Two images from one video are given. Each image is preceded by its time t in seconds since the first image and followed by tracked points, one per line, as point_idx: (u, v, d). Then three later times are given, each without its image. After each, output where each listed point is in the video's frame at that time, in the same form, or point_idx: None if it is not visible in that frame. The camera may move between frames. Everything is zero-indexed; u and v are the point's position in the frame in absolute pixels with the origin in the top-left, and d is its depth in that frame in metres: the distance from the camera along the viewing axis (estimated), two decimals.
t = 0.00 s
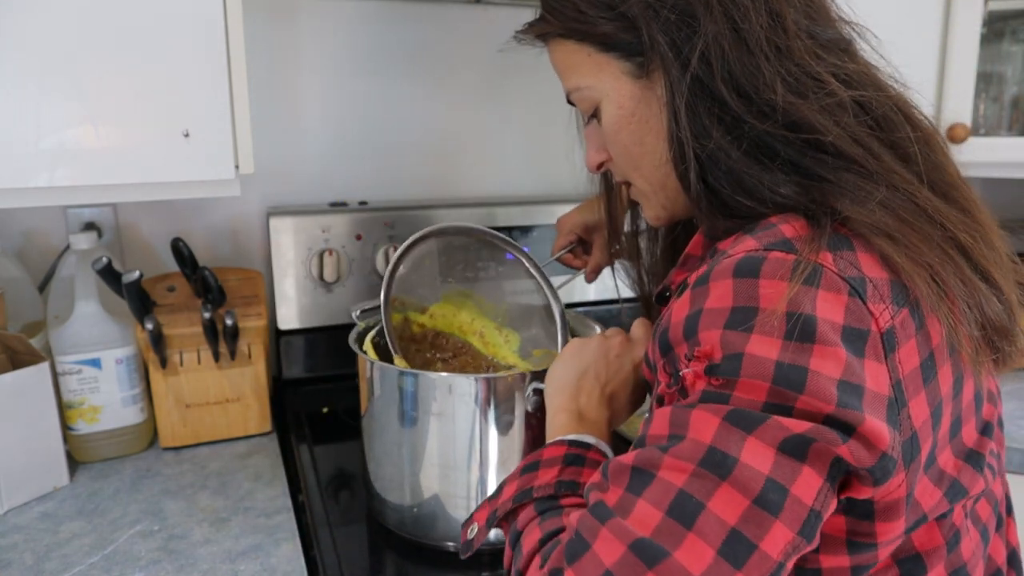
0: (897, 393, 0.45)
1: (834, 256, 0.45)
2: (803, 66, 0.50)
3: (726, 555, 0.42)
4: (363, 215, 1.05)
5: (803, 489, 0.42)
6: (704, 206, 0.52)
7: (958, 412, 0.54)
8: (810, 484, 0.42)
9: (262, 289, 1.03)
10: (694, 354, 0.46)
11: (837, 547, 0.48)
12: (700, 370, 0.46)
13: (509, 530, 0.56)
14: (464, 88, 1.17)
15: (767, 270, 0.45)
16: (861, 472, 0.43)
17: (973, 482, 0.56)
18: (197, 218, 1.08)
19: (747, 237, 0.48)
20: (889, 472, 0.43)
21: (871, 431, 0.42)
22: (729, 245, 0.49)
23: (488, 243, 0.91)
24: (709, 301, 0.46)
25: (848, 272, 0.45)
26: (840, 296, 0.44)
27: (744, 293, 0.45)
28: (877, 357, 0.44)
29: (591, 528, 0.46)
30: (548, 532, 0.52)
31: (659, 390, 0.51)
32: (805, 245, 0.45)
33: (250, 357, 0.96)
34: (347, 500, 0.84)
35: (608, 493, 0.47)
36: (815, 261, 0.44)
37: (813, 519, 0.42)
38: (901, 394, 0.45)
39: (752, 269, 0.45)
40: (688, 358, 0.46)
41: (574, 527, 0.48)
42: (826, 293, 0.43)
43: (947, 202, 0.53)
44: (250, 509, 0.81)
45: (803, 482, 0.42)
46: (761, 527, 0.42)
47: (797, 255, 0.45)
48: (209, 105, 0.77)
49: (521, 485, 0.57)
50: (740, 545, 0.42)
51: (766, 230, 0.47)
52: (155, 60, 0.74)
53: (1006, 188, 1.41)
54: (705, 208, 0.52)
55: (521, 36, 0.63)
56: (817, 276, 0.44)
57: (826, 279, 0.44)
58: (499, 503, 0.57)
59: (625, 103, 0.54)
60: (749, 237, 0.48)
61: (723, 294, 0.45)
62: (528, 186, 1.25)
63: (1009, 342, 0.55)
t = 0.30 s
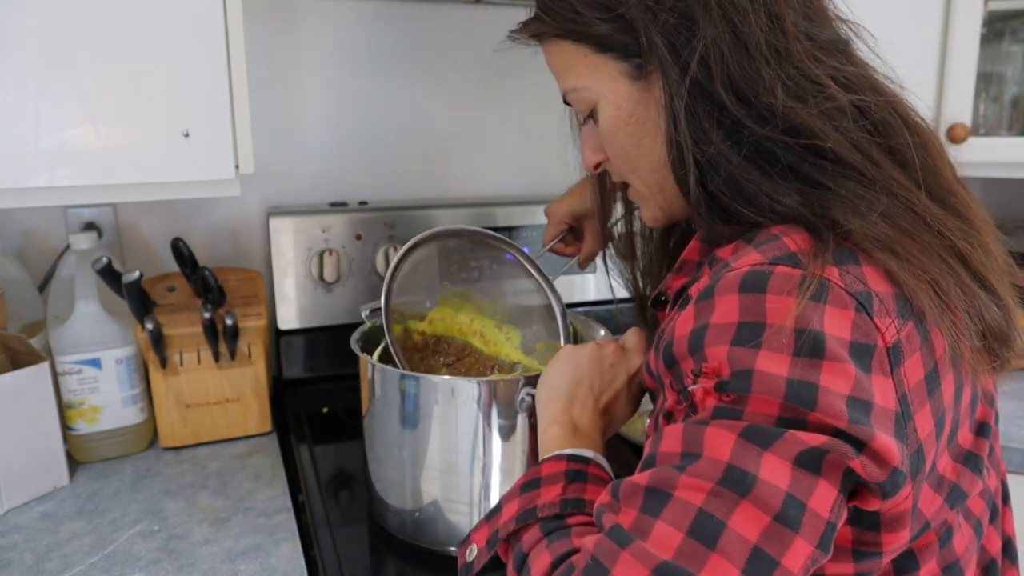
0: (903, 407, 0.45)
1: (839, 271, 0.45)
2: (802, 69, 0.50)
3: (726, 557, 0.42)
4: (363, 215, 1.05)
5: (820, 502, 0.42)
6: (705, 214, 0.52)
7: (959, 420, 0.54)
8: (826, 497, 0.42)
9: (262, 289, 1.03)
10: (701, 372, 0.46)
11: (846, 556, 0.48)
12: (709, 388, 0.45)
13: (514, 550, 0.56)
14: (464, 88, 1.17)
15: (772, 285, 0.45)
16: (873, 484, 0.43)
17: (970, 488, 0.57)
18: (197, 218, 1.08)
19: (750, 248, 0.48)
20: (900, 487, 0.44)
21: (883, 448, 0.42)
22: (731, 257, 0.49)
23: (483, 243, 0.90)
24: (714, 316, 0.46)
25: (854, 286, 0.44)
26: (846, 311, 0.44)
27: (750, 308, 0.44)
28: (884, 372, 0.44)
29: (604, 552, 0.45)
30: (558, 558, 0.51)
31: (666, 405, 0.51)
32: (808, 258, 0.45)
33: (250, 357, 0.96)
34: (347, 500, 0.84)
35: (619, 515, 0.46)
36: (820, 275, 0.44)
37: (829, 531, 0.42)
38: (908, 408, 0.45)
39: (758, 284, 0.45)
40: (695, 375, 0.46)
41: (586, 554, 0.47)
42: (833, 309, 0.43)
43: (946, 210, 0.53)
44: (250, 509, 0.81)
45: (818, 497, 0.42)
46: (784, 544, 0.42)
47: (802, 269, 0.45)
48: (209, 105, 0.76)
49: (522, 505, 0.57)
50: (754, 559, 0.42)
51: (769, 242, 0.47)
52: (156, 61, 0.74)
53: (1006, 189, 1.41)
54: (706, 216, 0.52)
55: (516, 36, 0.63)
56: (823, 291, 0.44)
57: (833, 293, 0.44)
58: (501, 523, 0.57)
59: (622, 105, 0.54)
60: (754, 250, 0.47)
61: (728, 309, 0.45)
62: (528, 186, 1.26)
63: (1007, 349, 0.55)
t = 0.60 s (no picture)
0: (911, 419, 0.44)
1: (848, 280, 0.45)
2: (811, 66, 0.50)
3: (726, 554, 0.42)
4: (363, 215, 1.05)
5: (831, 513, 0.42)
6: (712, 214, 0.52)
7: (963, 428, 0.54)
8: (836, 507, 0.42)
9: (262, 289, 1.03)
10: (709, 382, 0.46)
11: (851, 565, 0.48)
12: (717, 399, 0.45)
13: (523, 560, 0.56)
14: (464, 88, 1.17)
15: (781, 296, 0.44)
16: (882, 496, 0.43)
17: (976, 494, 0.58)
18: (197, 218, 1.08)
19: (755, 255, 0.48)
20: (908, 499, 0.43)
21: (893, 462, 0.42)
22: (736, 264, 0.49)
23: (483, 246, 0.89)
24: (720, 326, 0.46)
25: (863, 297, 0.44)
26: (855, 322, 0.43)
27: (756, 318, 0.45)
28: (892, 384, 0.44)
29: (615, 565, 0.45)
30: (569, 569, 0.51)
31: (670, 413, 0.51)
32: (817, 267, 0.45)
33: (251, 357, 0.96)
34: (347, 500, 0.84)
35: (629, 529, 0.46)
36: (828, 285, 0.44)
37: (841, 541, 0.42)
38: (915, 420, 0.45)
39: (764, 295, 0.45)
40: (703, 385, 0.46)
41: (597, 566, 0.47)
42: (842, 320, 0.43)
43: (955, 212, 0.53)
44: (250, 509, 0.81)
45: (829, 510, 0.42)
46: (794, 552, 0.42)
47: (810, 278, 0.45)
48: (210, 105, 0.77)
49: (530, 516, 0.56)
50: (764, 567, 0.42)
51: (777, 250, 0.47)
52: (156, 62, 0.74)
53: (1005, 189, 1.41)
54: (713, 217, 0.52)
55: (514, 32, 0.63)
56: (832, 302, 0.44)
57: (842, 304, 0.44)
58: (509, 535, 0.57)
59: (627, 104, 0.53)
60: (759, 257, 0.48)
61: (734, 319, 0.45)
62: (528, 187, 1.25)
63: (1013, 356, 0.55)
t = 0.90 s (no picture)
0: (904, 434, 0.44)
1: (840, 292, 0.44)
2: (809, 63, 0.49)
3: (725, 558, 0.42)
4: (363, 215, 1.05)
5: (819, 527, 0.42)
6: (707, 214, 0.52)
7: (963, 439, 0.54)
8: (824, 521, 0.42)
9: (262, 289, 1.02)
10: (699, 394, 0.46)
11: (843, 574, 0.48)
12: (705, 411, 0.46)
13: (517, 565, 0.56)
14: (463, 88, 1.17)
15: (771, 308, 0.44)
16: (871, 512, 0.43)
17: (974, 507, 0.58)
18: (197, 218, 1.08)
19: (748, 262, 0.48)
20: (898, 515, 0.43)
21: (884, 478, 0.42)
22: (730, 271, 0.49)
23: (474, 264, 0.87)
24: (709, 336, 0.46)
25: (856, 310, 0.43)
26: (847, 336, 0.43)
27: (747, 330, 0.44)
28: (885, 399, 0.43)
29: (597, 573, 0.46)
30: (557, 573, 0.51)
31: (660, 422, 0.51)
32: (807, 275, 0.45)
33: (250, 357, 0.96)
34: (347, 500, 0.84)
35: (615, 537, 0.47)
36: (820, 297, 0.44)
37: (829, 555, 0.42)
38: (909, 435, 0.44)
39: (754, 307, 0.45)
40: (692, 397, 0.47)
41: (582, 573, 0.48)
42: (834, 333, 0.43)
43: (957, 215, 0.52)
44: (249, 509, 0.81)
45: (817, 523, 0.42)
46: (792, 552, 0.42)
47: (801, 291, 0.44)
48: (210, 106, 0.77)
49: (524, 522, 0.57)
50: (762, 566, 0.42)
51: (770, 258, 0.47)
52: (156, 62, 0.74)
53: (1005, 188, 1.41)
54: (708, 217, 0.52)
55: (515, 31, 0.63)
56: (823, 315, 0.43)
57: (833, 317, 0.43)
58: (504, 539, 0.57)
59: (623, 102, 0.54)
60: (754, 266, 0.47)
61: (725, 330, 0.45)
62: (528, 187, 1.25)
63: (1013, 364, 0.55)
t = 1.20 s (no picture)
0: (903, 441, 0.44)
1: (839, 307, 0.44)
2: (795, 73, 0.48)
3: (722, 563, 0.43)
4: (363, 215, 1.05)
5: (813, 552, 0.42)
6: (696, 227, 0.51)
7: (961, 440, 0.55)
8: (818, 546, 0.42)
9: (262, 289, 1.02)
10: (694, 418, 0.46)
11: None
12: (702, 437, 0.45)
13: None
14: (462, 89, 1.17)
15: (771, 330, 0.44)
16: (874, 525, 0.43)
17: (978, 497, 0.58)
18: (197, 218, 1.08)
19: (745, 281, 0.48)
20: (904, 523, 0.43)
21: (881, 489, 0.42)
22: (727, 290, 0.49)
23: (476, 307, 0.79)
24: (707, 359, 0.46)
25: (856, 323, 0.44)
26: (850, 351, 0.43)
27: (745, 351, 0.44)
28: (884, 410, 0.43)
29: None
30: None
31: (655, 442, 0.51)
32: (803, 294, 0.45)
33: (250, 357, 0.96)
34: (347, 500, 0.84)
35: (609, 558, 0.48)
36: (819, 313, 0.44)
37: None
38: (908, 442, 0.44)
39: (754, 328, 0.45)
40: (688, 420, 0.46)
41: None
42: (835, 349, 0.43)
43: (948, 228, 0.51)
44: (249, 509, 0.81)
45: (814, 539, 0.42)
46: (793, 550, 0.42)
47: (804, 310, 0.44)
48: (210, 106, 0.77)
49: (523, 536, 0.57)
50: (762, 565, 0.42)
51: (765, 276, 0.47)
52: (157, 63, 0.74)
53: (1005, 189, 1.41)
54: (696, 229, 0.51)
55: (508, 26, 0.63)
56: (823, 331, 0.43)
57: (834, 333, 0.43)
58: (502, 552, 0.57)
59: (612, 102, 0.54)
60: (750, 283, 0.48)
61: (722, 353, 0.45)
62: (528, 188, 1.26)
63: (1002, 368, 0.55)
